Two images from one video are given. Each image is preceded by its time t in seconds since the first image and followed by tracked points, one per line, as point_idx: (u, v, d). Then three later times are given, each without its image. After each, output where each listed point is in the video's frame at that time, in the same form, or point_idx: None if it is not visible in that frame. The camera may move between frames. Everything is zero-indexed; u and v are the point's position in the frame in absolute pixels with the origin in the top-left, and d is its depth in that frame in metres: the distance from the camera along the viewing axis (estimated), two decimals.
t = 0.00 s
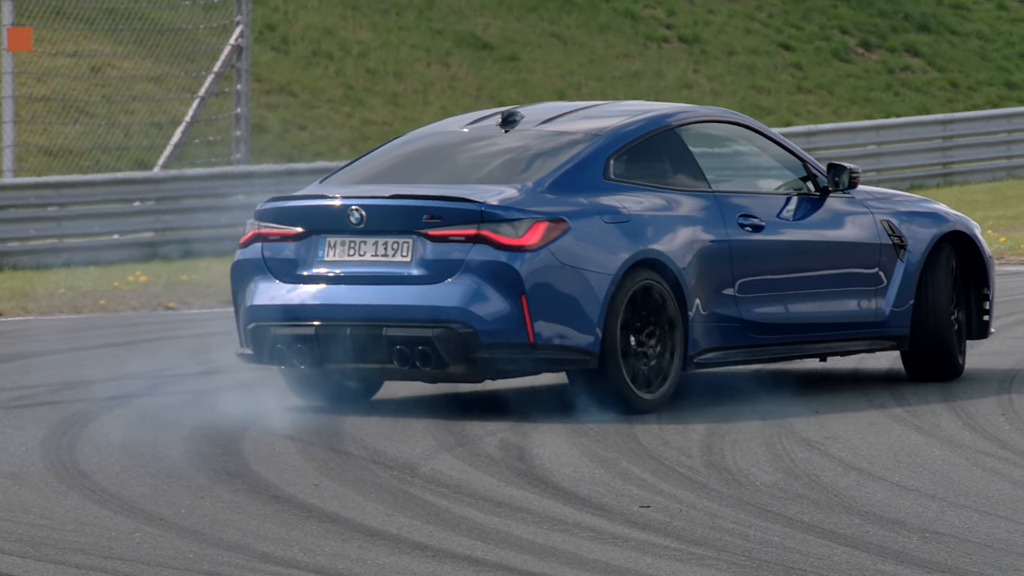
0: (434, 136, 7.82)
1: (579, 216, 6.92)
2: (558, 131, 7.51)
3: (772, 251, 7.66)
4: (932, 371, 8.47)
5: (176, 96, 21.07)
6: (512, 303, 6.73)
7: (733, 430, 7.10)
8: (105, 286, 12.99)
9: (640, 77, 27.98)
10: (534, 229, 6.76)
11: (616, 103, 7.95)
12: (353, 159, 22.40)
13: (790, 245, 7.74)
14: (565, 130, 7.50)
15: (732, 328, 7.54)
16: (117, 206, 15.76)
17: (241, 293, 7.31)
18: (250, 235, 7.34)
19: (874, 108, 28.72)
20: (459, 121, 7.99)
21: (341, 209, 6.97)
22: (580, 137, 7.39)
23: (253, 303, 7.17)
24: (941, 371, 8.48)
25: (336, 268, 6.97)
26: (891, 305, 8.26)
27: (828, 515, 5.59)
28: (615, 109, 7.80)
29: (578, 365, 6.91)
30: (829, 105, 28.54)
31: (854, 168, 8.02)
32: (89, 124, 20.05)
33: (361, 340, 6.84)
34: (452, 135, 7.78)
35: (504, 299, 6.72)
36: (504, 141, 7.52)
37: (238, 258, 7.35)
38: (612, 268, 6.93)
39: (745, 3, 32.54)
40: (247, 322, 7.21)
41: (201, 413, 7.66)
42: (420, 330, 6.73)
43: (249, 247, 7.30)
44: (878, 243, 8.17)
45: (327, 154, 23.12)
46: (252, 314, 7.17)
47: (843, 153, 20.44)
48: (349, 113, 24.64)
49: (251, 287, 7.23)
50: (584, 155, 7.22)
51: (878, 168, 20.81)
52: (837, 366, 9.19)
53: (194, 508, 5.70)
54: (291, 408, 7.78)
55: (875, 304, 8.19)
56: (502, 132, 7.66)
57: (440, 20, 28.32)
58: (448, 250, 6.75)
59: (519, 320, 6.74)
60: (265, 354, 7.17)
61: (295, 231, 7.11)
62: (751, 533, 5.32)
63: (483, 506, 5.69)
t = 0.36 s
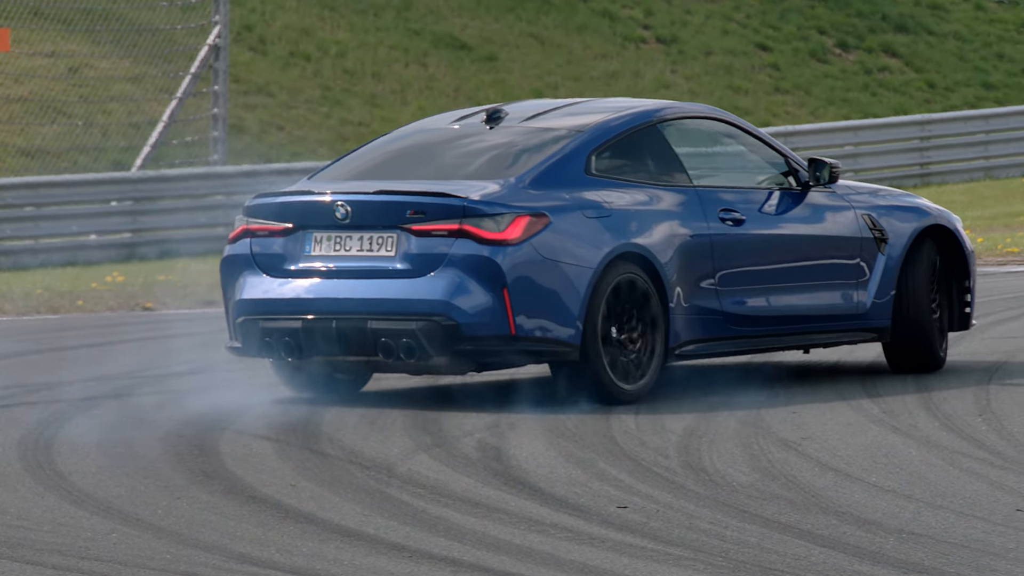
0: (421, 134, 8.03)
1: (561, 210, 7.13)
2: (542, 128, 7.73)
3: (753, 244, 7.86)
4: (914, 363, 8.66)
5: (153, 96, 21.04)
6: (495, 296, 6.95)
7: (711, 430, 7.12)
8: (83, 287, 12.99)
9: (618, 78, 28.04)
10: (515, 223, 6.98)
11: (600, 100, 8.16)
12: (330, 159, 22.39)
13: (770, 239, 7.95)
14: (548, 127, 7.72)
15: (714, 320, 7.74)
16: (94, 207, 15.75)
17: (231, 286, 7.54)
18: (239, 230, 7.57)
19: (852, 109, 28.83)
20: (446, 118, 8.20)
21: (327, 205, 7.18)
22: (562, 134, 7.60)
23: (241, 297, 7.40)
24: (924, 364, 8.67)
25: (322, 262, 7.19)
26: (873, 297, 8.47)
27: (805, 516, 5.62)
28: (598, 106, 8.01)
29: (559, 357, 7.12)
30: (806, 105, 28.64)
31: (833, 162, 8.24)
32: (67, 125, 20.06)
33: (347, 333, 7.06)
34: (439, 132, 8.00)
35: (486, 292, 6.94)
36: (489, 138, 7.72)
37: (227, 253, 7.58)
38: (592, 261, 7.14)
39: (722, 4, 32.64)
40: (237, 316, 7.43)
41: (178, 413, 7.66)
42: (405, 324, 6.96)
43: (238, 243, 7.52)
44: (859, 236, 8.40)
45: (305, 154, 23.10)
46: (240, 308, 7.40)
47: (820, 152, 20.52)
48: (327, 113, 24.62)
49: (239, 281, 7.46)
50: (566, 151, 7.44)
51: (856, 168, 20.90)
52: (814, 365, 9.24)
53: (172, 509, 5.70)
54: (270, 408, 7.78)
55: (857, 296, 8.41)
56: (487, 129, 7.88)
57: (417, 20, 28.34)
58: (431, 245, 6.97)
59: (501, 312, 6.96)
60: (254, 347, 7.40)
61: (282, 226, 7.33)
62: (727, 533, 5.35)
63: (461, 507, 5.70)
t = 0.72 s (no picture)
0: (408, 132, 8.25)
1: (542, 206, 7.32)
2: (525, 126, 7.93)
3: (735, 239, 8.08)
4: (895, 355, 8.91)
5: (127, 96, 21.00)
6: (477, 291, 7.13)
7: (685, 432, 7.15)
8: (56, 288, 12.97)
9: (593, 79, 28.09)
10: (497, 219, 7.16)
11: (584, 98, 8.37)
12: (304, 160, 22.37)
13: (752, 234, 8.15)
14: (531, 125, 7.93)
15: (696, 313, 7.95)
16: (68, 208, 15.72)
17: (220, 281, 7.74)
18: (228, 226, 7.77)
19: (826, 110, 28.94)
20: (433, 118, 8.42)
21: (312, 201, 7.37)
22: (544, 131, 7.80)
23: (229, 292, 7.60)
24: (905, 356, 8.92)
25: (308, 257, 7.38)
26: (854, 289, 8.71)
27: (779, 518, 5.65)
28: (581, 104, 8.21)
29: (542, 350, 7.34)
30: (780, 107, 28.74)
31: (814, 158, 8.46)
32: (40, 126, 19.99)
33: (332, 326, 7.24)
34: (425, 131, 8.21)
35: (469, 287, 7.12)
36: (473, 136, 7.93)
37: (217, 248, 7.78)
38: (572, 255, 7.33)
39: (697, 6, 32.74)
40: (225, 309, 7.64)
41: (151, 415, 7.65)
42: (388, 317, 7.14)
43: (226, 238, 7.73)
44: (842, 231, 8.63)
45: (279, 155, 23.08)
46: (229, 302, 7.60)
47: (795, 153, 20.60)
48: (301, 115, 24.59)
49: (228, 276, 7.66)
50: (548, 148, 7.64)
51: (830, 170, 21.00)
52: (789, 365, 9.29)
53: (146, 511, 5.70)
54: (244, 409, 7.77)
55: (839, 290, 8.64)
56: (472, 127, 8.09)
57: (392, 22, 28.35)
58: (413, 240, 7.15)
59: (483, 306, 7.15)
60: (242, 341, 7.61)
61: (269, 222, 7.53)
62: (701, 534, 5.38)
63: (435, 509, 5.72)
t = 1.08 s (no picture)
0: (392, 131, 8.54)
1: (524, 203, 7.61)
2: (508, 124, 8.23)
3: (713, 235, 8.41)
4: (875, 348, 9.28)
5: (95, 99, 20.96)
6: (459, 285, 7.42)
7: (655, 434, 7.20)
8: (27, 290, 12.94)
9: (564, 81, 28.14)
10: (479, 215, 7.45)
11: (564, 97, 8.68)
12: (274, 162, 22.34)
13: (728, 230, 8.48)
14: (514, 123, 8.23)
15: (674, 308, 8.26)
16: (39, 209, 15.66)
17: (208, 277, 8.02)
18: (216, 223, 8.06)
19: (797, 112, 29.08)
20: (416, 117, 8.71)
21: (298, 198, 7.66)
22: (526, 130, 8.11)
23: (216, 288, 7.89)
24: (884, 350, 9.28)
25: (293, 253, 7.67)
26: (834, 284, 9.08)
27: (750, 520, 5.70)
28: (561, 104, 8.52)
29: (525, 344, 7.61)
30: (751, 109, 28.86)
31: (792, 155, 8.79)
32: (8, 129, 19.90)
33: (317, 321, 7.53)
34: (409, 130, 8.50)
35: (450, 281, 7.41)
36: (457, 135, 8.22)
37: (205, 245, 8.07)
38: (553, 251, 7.62)
39: (668, 8, 32.86)
40: (213, 305, 7.92)
41: (122, 417, 7.65)
42: (372, 312, 7.42)
43: (215, 235, 8.02)
44: (821, 229, 9.01)
45: (251, 157, 23.06)
46: (216, 297, 7.89)
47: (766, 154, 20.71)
48: (272, 117, 24.56)
49: (216, 272, 7.95)
50: (529, 146, 7.94)
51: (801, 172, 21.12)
52: (760, 365, 9.37)
53: (116, 513, 5.71)
54: (216, 412, 7.77)
55: (819, 286, 9.01)
56: (456, 125, 8.39)
57: (363, 24, 28.37)
58: (396, 235, 7.44)
59: (463, 300, 7.43)
60: (229, 336, 7.89)
61: (256, 219, 7.82)
62: (672, 536, 5.43)
63: (406, 511, 5.73)
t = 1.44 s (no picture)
0: (379, 130, 8.84)
1: (505, 199, 7.92)
2: (491, 122, 8.54)
3: (694, 232, 8.71)
4: (855, 342, 9.56)
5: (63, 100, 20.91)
6: (440, 280, 7.71)
7: (623, 435, 7.25)
8: None
9: (532, 83, 28.20)
10: (461, 211, 7.76)
11: (546, 96, 9.00)
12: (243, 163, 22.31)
13: (708, 227, 8.78)
14: (497, 122, 8.54)
15: (655, 302, 8.56)
16: (6, 212, 15.61)
17: (196, 271, 8.34)
18: (204, 219, 8.38)
19: (765, 114, 29.22)
20: (402, 117, 9.02)
21: (285, 195, 7.97)
22: (510, 128, 8.43)
23: (205, 282, 8.20)
24: (865, 344, 9.56)
25: (279, 248, 7.98)
26: (816, 278, 9.38)
27: (717, 521, 5.75)
28: (543, 102, 8.84)
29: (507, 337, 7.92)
30: (720, 111, 28.99)
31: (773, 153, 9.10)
32: None
33: (301, 314, 7.82)
34: (395, 128, 8.81)
35: (432, 276, 7.71)
36: (442, 132, 8.53)
37: (194, 240, 8.39)
38: (534, 246, 7.93)
39: (636, 9, 32.92)
40: (201, 299, 8.24)
41: (90, 418, 7.65)
42: (355, 306, 7.72)
43: (203, 231, 8.34)
44: (802, 224, 9.31)
45: (219, 159, 23.04)
46: (204, 291, 8.20)
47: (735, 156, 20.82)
48: (240, 118, 24.52)
49: (204, 267, 8.26)
50: (511, 143, 8.25)
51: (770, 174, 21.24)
52: (729, 364, 9.45)
53: (84, 515, 5.72)
54: (184, 413, 7.78)
55: (801, 280, 9.31)
56: (441, 124, 8.70)
57: (331, 25, 28.37)
58: (380, 231, 7.75)
59: (445, 294, 7.73)
60: (216, 329, 8.20)
61: (243, 215, 8.14)
62: (639, 538, 5.48)
63: (374, 513, 5.76)
